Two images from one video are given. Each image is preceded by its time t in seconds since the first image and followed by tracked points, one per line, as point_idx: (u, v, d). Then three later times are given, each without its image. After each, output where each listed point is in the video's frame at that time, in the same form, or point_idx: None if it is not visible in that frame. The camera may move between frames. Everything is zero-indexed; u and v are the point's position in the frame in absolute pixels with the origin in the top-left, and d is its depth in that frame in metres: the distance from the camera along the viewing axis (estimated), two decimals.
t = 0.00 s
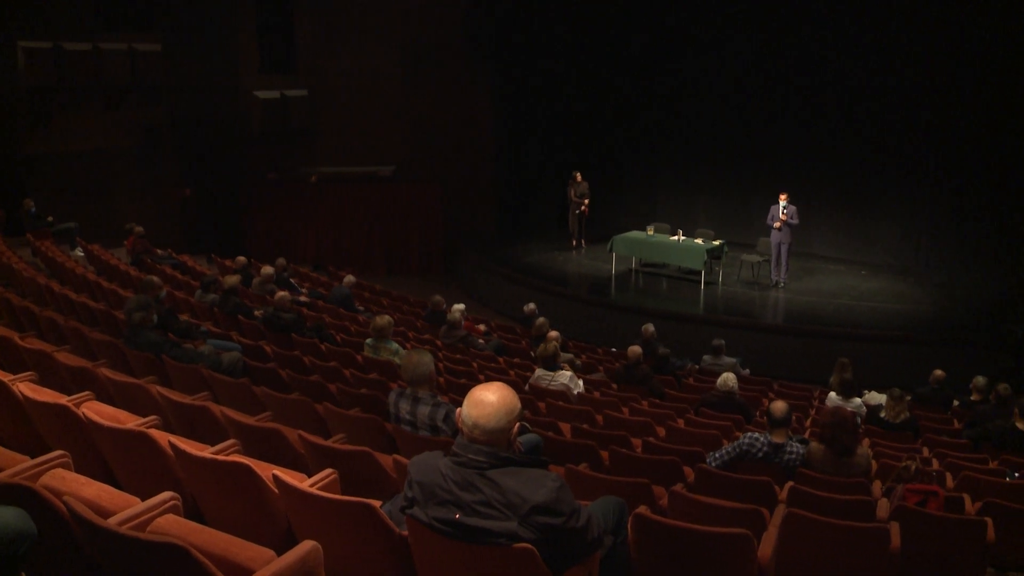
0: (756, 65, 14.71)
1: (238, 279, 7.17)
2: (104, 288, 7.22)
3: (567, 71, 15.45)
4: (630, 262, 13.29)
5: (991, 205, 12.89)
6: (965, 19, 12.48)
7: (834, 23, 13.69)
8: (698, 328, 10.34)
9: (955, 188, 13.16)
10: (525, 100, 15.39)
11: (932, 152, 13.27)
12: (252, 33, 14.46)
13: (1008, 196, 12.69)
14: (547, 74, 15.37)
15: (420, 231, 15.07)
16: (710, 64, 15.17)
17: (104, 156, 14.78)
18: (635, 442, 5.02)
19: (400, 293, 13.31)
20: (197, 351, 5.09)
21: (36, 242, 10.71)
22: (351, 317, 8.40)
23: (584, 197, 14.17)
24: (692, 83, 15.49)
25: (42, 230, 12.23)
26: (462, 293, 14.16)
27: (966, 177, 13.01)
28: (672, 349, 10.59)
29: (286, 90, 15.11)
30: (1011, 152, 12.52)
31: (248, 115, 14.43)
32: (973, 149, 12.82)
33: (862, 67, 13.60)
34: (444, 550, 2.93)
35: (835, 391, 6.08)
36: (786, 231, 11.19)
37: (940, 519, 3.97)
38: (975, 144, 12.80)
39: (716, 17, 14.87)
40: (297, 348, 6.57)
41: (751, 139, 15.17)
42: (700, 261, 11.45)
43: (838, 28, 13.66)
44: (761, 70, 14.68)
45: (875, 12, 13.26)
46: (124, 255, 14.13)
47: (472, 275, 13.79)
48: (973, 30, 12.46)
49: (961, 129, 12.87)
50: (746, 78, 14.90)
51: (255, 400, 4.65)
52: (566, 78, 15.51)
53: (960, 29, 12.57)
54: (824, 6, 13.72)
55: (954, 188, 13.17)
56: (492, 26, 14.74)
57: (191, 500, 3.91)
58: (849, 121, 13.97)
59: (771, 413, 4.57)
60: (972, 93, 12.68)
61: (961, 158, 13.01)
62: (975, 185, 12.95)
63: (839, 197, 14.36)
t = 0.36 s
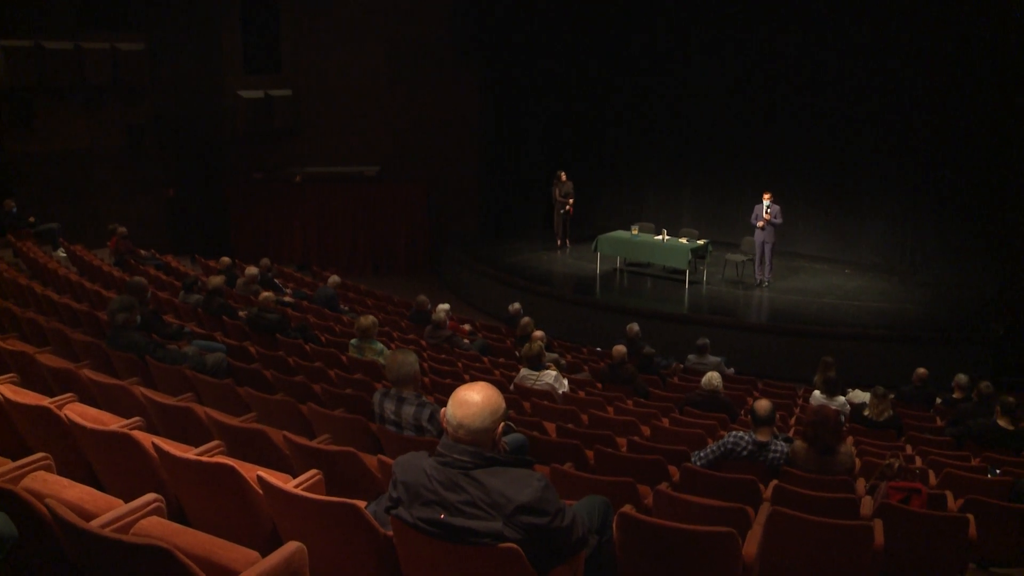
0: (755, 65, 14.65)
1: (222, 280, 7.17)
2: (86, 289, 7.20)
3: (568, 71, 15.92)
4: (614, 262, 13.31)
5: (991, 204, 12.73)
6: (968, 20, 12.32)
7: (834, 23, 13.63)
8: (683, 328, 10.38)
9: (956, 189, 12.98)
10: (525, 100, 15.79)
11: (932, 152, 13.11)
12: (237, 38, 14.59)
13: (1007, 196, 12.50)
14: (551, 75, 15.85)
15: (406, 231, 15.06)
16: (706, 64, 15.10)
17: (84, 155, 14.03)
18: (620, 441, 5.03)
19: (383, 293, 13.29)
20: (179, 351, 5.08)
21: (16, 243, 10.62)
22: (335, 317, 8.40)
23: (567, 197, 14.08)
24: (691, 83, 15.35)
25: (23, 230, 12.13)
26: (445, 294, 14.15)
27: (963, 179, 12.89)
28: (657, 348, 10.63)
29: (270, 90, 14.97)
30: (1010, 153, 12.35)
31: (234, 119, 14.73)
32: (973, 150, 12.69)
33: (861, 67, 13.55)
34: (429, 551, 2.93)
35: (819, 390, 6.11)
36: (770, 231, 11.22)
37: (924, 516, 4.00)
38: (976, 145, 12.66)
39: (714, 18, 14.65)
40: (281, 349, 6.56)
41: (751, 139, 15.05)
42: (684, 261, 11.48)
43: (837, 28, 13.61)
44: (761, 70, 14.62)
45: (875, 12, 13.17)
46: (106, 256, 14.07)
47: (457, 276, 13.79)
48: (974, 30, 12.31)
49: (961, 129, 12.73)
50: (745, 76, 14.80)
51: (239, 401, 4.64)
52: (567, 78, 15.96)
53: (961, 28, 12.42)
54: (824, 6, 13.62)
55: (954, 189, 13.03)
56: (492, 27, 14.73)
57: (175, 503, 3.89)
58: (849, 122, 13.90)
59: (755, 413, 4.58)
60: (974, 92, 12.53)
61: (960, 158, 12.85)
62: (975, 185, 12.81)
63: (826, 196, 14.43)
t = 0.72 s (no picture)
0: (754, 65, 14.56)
1: (207, 281, 7.15)
2: (68, 290, 7.16)
3: (568, 71, 16.13)
4: (599, 261, 13.34)
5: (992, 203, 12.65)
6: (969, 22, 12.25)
7: (832, 24, 13.53)
8: (667, 327, 10.40)
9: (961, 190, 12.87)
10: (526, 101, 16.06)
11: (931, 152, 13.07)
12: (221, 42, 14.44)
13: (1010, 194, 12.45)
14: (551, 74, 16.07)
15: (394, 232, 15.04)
16: (706, 65, 15.02)
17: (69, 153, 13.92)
18: (605, 441, 5.05)
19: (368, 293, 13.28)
20: (163, 352, 5.06)
21: None
22: (320, 317, 8.39)
23: (553, 197, 14.08)
24: (693, 84, 15.27)
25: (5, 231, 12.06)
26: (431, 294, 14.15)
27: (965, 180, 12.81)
28: (643, 348, 10.66)
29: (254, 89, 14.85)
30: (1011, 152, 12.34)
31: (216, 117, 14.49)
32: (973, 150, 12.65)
33: (862, 67, 13.45)
34: (414, 551, 2.93)
35: (803, 389, 6.14)
36: (754, 229, 11.26)
37: (907, 513, 4.03)
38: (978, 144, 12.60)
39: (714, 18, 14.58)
40: (265, 350, 6.55)
41: (751, 139, 14.94)
42: (670, 260, 11.50)
43: (836, 28, 13.53)
44: (762, 70, 14.50)
45: (875, 12, 13.08)
46: (89, 257, 14.02)
47: (443, 275, 13.79)
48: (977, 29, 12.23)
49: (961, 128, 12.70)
50: (745, 76, 14.69)
51: (224, 402, 4.63)
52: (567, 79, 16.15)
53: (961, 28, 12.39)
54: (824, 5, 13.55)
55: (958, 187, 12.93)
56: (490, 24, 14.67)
57: (159, 505, 3.87)
58: (850, 122, 13.80)
59: (740, 412, 4.60)
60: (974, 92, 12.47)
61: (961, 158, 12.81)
62: (975, 184, 12.75)
63: (814, 195, 14.47)
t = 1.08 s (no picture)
0: (751, 65, 14.46)
1: (191, 281, 7.13)
2: (50, 291, 7.13)
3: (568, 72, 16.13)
4: (585, 260, 13.36)
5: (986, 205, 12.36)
6: (967, 21, 12.09)
7: (832, 24, 13.47)
8: (652, 326, 10.43)
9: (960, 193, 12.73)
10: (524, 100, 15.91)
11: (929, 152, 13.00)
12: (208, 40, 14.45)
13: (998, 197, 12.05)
14: (551, 74, 16.13)
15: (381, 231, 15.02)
16: (705, 66, 14.87)
17: (54, 152, 13.80)
18: (591, 440, 5.06)
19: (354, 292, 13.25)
20: (147, 353, 5.05)
21: None
22: (305, 318, 8.38)
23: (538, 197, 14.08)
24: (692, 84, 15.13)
25: None
26: (416, 294, 14.15)
27: (964, 181, 12.69)
28: (628, 347, 10.68)
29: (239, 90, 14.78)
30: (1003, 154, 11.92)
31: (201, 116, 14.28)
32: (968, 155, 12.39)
33: (863, 68, 13.36)
34: (399, 552, 2.91)
35: (789, 387, 6.16)
36: (741, 229, 11.29)
37: (892, 512, 4.05)
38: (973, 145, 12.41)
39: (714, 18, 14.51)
40: (250, 350, 6.54)
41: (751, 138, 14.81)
42: (654, 260, 11.52)
43: (835, 27, 13.46)
44: (762, 69, 14.35)
45: (875, 12, 13.03)
46: (71, 258, 13.96)
47: (428, 275, 13.77)
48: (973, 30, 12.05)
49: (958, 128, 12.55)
50: (745, 75, 14.55)
51: (209, 403, 4.63)
52: (567, 79, 16.16)
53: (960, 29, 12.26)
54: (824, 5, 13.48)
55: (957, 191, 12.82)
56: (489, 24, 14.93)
57: (144, 506, 3.85)
58: (850, 122, 13.73)
59: (724, 410, 4.62)
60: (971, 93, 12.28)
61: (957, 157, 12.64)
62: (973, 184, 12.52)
63: (802, 195, 14.52)
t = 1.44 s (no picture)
0: (751, 65, 14.39)
1: (177, 282, 7.12)
2: (33, 291, 7.10)
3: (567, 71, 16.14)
4: (571, 259, 13.38)
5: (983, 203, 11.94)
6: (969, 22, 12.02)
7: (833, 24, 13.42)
8: (637, 327, 10.45)
9: (961, 200, 11.76)
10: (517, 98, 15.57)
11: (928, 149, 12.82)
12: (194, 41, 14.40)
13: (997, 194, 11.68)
14: (551, 74, 16.21)
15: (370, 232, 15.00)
16: (705, 66, 14.78)
17: (39, 151, 13.73)
18: (577, 440, 5.07)
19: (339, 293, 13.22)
20: (132, 355, 5.04)
21: None
22: (290, 317, 8.38)
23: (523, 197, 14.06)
24: (692, 84, 15.05)
25: None
26: (403, 294, 14.14)
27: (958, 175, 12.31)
28: (614, 347, 10.71)
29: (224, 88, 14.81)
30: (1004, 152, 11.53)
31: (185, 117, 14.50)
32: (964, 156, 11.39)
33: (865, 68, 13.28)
34: (385, 551, 2.91)
35: (774, 386, 6.18)
36: (727, 228, 11.31)
37: (878, 510, 4.06)
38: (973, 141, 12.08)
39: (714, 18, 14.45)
40: (235, 351, 6.54)
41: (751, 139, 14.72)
42: (640, 259, 11.55)
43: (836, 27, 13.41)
44: (762, 69, 14.28)
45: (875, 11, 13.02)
46: (54, 258, 13.90)
47: (415, 275, 13.75)
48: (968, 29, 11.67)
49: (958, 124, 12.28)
50: (746, 75, 14.48)
51: (194, 404, 4.62)
52: (567, 79, 16.10)
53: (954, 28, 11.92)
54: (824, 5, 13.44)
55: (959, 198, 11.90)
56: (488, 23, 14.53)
57: (129, 508, 3.84)
58: (849, 122, 13.59)
59: (711, 410, 4.64)
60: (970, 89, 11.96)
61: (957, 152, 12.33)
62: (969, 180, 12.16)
63: (792, 194, 14.55)
